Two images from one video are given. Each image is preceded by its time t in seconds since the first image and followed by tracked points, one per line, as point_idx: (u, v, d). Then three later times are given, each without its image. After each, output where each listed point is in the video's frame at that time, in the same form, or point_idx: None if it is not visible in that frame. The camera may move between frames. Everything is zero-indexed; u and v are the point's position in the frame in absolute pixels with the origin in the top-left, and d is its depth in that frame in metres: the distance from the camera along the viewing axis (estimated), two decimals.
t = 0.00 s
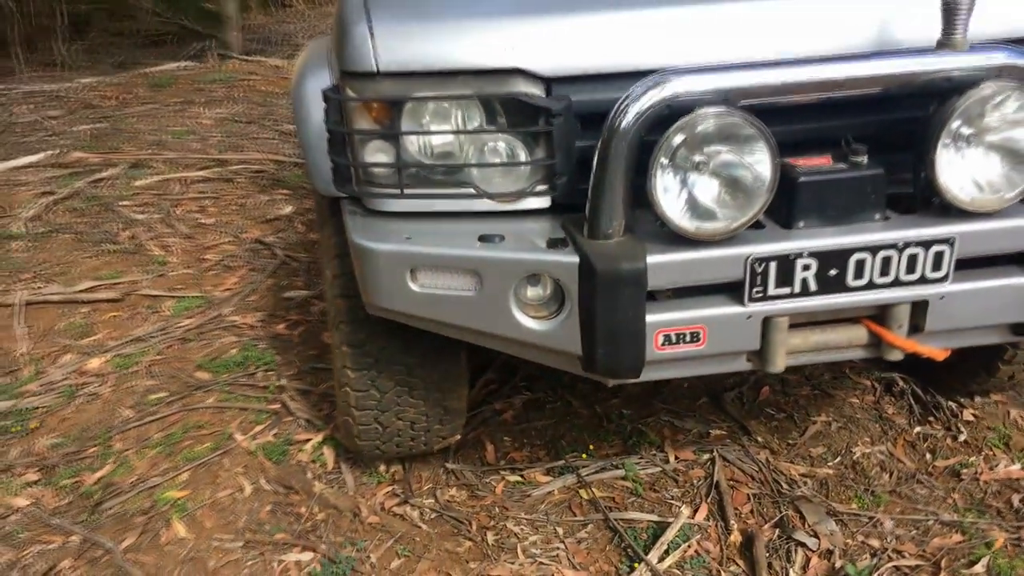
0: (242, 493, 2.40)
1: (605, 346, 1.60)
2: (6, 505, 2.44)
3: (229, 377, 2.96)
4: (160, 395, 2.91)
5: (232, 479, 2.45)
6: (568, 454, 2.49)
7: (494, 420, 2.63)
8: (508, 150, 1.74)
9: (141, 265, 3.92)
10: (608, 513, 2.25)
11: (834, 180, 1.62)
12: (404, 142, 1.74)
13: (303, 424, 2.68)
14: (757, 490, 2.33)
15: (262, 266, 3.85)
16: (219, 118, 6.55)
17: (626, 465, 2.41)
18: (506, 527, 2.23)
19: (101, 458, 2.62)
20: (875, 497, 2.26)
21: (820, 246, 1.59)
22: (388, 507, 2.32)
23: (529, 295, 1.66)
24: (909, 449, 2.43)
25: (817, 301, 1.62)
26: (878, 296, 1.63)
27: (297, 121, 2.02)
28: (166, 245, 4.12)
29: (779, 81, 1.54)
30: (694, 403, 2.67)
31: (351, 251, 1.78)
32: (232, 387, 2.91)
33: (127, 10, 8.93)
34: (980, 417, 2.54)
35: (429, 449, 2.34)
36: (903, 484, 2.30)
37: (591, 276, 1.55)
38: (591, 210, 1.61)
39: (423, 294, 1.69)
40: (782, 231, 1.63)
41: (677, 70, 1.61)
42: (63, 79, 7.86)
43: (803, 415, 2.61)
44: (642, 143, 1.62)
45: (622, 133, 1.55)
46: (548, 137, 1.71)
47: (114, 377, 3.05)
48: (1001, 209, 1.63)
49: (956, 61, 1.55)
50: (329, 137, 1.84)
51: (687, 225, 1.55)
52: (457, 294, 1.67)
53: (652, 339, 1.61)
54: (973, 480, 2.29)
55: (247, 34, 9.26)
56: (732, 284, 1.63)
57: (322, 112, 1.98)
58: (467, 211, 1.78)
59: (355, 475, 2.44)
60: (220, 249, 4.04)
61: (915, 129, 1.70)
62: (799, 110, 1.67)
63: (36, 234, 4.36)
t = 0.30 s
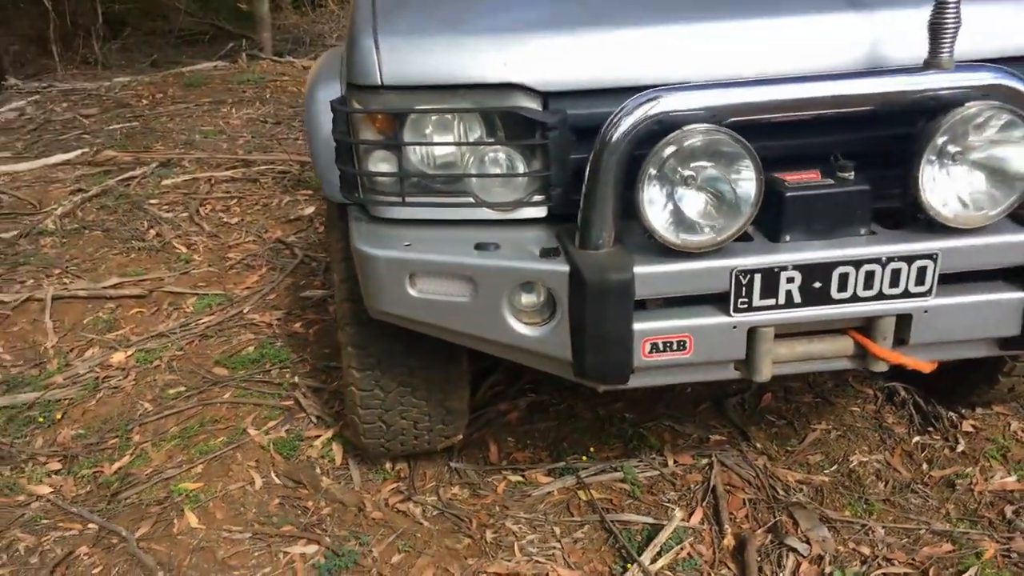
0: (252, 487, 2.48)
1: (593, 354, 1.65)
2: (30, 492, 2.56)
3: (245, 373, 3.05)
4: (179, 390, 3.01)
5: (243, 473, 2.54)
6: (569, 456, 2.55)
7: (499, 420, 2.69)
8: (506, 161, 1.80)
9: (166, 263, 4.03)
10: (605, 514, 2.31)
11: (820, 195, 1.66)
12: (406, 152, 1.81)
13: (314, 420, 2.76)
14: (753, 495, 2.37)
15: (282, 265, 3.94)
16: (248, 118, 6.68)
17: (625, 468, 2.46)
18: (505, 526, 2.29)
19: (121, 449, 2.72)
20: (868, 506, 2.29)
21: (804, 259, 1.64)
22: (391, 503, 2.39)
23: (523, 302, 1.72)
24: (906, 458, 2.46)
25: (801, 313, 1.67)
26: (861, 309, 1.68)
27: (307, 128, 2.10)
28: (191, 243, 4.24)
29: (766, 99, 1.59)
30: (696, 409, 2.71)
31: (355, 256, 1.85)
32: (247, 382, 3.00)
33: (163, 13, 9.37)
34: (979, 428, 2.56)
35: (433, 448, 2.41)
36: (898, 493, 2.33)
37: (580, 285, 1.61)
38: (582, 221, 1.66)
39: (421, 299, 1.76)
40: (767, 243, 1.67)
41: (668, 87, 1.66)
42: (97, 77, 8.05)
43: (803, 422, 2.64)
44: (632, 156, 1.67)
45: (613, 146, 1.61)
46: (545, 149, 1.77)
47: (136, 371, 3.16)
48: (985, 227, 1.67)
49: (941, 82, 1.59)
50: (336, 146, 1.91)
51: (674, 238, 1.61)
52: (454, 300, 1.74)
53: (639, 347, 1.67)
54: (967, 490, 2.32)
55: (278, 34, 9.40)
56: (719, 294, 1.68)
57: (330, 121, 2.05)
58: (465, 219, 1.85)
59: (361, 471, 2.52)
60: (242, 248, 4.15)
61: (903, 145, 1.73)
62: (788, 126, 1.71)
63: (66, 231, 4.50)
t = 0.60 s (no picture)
0: (258, 484, 2.55)
1: (579, 363, 1.70)
2: (45, 485, 2.64)
3: (255, 372, 3.13)
4: (192, 387, 3.09)
5: (250, 470, 2.61)
6: (567, 460, 2.59)
7: (500, 423, 2.74)
8: (500, 174, 1.85)
9: (185, 262, 4.12)
10: (600, 519, 2.35)
11: (804, 211, 1.69)
12: (403, 163, 1.86)
13: (320, 420, 2.83)
14: (747, 503, 2.40)
15: (297, 266, 4.02)
16: (271, 119, 6.78)
17: (622, 474, 2.50)
18: (501, 528, 2.34)
19: (133, 445, 2.80)
20: (861, 516, 2.31)
21: (787, 275, 1.67)
22: (391, 503, 2.44)
23: (512, 312, 1.77)
24: (902, 469, 2.48)
25: (784, 327, 1.70)
26: (844, 324, 1.71)
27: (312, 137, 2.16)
28: (209, 243, 4.33)
29: (751, 117, 1.62)
30: (695, 416, 2.74)
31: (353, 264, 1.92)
32: (257, 381, 3.07)
33: (192, 14, 9.52)
34: (977, 441, 2.57)
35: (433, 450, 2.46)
36: (892, 504, 2.35)
37: (565, 296, 1.66)
38: (569, 233, 1.70)
39: (415, 306, 1.82)
40: (752, 258, 1.71)
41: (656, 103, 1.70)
42: (126, 76, 8.20)
43: (802, 432, 2.67)
44: (620, 171, 1.71)
45: (601, 160, 1.65)
46: (537, 163, 1.82)
47: (151, 368, 3.25)
48: (968, 245, 1.69)
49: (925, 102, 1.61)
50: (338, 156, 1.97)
51: (659, 253, 1.65)
52: (446, 308, 1.80)
53: (625, 357, 1.71)
54: (961, 503, 2.33)
55: (304, 35, 9.51)
56: (703, 307, 1.72)
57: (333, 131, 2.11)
58: (460, 229, 1.90)
59: (364, 470, 2.58)
60: (260, 249, 4.23)
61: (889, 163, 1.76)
62: (775, 143, 1.74)
63: (90, 229, 4.61)
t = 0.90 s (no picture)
0: (268, 474, 2.61)
1: (573, 365, 1.73)
2: (64, 470, 2.73)
3: (271, 365, 3.19)
4: (209, 378, 3.16)
5: (261, 461, 2.67)
6: (572, 458, 2.62)
7: (508, 421, 2.78)
8: (502, 177, 1.88)
9: (207, 254, 4.20)
10: (600, 517, 2.37)
11: (800, 219, 1.70)
12: (408, 166, 1.90)
13: (331, 413, 2.88)
14: (748, 505, 2.41)
15: (316, 260, 4.07)
16: (298, 113, 6.85)
17: (624, 473, 2.53)
18: (502, 524, 2.38)
19: (150, 433, 2.88)
20: (861, 522, 2.32)
21: (781, 282, 1.69)
22: (396, 497, 2.49)
23: (510, 313, 1.81)
24: (906, 476, 2.48)
25: (778, 333, 1.72)
26: (838, 331, 1.72)
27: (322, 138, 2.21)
28: (232, 236, 4.40)
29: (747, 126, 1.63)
30: (700, 418, 2.76)
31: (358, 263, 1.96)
32: (272, 373, 3.13)
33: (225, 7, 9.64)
34: (983, 449, 2.56)
35: (438, 445, 2.51)
36: (893, 510, 2.35)
37: (560, 300, 1.69)
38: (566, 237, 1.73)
39: (415, 306, 1.86)
40: (747, 265, 1.73)
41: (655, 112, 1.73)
42: (159, 68, 8.32)
43: (807, 436, 2.67)
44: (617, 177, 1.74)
45: (597, 166, 1.67)
46: (538, 167, 1.85)
47: (170, 358, 3.33)
48: (964, 255, 1.70)
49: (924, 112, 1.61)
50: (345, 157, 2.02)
51: (654, 258, 1.67)
52: (445, 308, 1.84)
53: (619, 360, 1.74)
54: (963, 511, 2.33)
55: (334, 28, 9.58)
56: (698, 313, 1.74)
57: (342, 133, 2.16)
58: (462, 231, 1.93)
59: (371, 463, 2.63)
60: (281, 243, 4.30)
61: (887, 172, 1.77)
62: (772, 152, 1.76)
63: (118, 220, 4.71)
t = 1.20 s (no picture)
0: (278, 465, 2.67)
1: (566, 369, 1.76)
2: (84, 456, 2.81)
3: (287, 357, 3.25)
4: (227, 369, 3.23)
5: (272, 451, 2.73)
6: (576, 458, 2.64)
7: (515, 419, 2.81)
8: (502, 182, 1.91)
9: (232, 246, 4.28)
10: (601, 518, 2.40)
11: (793, 230, 1.71)
12: (411, 169, 1.94)
13: (343, 406, 2.93)
14: (748, 510, 2.42)
15: (337, 254, 4.13)
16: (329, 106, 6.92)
17: (627, 475, 2.55)
18: (503, 521, 2.41)
19: (168, 421, 2.96)
20: (861, 530, 2.32)
21: (773, 292, 1.69)
22: (401, 491, 2.54)
23: (506, 317, 1.84)
24: (910, 485, 2.47)
25: (770, 343, 1.73)
26: (831, 342, 1.72)
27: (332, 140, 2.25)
28: (257, 228, 4.48)
29: (741, 136, 1.64)
30: (707, 421, 2.76)
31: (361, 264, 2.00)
32: (288, 365, 3.19)
33: None
34: (991, 461, 2.54)
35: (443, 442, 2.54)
36: (894, 520, 2.35)
37: (553, 305, 1.72)
38: (561, 243, 1.75)
39: (415, 307, 1.90)
40: (741, 274, 1.74)
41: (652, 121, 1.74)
42: (196, 59, 8.45)
43: (813, 442, 2.67)
44: (613, 184, 1.75)
45: (591, 175, 1.68)
46: (537, 173, 1.87)
47: (191, 348, 3.40)
48: (959, 268, 1.69)
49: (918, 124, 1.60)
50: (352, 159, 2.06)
51: (647, 265, 1.70)
52: (444, 310, 1.87)
53: (611, 366, 1.76)
54: (965, 523, 2.32)
55: (368, 21, 9.64)
56: (691, 320, 1.76)
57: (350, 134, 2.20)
58: (464, 234, 1.97)
59: (379, 457, 2.67)
60: (304, 236, 4.36)
61: (885, 183, 1.76)
62: (770, 160, 1.76)
63: (148, 211, 4.82)
